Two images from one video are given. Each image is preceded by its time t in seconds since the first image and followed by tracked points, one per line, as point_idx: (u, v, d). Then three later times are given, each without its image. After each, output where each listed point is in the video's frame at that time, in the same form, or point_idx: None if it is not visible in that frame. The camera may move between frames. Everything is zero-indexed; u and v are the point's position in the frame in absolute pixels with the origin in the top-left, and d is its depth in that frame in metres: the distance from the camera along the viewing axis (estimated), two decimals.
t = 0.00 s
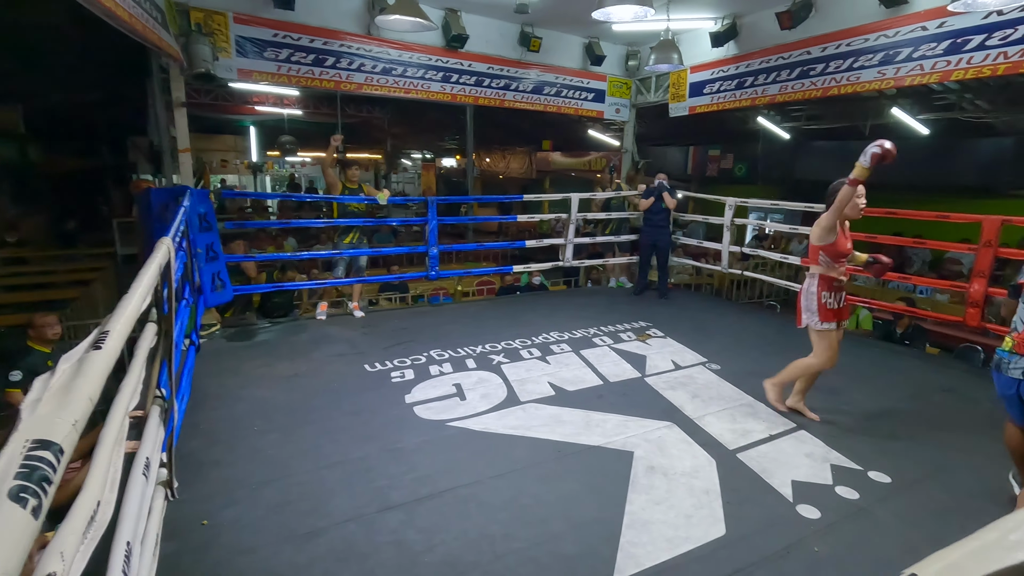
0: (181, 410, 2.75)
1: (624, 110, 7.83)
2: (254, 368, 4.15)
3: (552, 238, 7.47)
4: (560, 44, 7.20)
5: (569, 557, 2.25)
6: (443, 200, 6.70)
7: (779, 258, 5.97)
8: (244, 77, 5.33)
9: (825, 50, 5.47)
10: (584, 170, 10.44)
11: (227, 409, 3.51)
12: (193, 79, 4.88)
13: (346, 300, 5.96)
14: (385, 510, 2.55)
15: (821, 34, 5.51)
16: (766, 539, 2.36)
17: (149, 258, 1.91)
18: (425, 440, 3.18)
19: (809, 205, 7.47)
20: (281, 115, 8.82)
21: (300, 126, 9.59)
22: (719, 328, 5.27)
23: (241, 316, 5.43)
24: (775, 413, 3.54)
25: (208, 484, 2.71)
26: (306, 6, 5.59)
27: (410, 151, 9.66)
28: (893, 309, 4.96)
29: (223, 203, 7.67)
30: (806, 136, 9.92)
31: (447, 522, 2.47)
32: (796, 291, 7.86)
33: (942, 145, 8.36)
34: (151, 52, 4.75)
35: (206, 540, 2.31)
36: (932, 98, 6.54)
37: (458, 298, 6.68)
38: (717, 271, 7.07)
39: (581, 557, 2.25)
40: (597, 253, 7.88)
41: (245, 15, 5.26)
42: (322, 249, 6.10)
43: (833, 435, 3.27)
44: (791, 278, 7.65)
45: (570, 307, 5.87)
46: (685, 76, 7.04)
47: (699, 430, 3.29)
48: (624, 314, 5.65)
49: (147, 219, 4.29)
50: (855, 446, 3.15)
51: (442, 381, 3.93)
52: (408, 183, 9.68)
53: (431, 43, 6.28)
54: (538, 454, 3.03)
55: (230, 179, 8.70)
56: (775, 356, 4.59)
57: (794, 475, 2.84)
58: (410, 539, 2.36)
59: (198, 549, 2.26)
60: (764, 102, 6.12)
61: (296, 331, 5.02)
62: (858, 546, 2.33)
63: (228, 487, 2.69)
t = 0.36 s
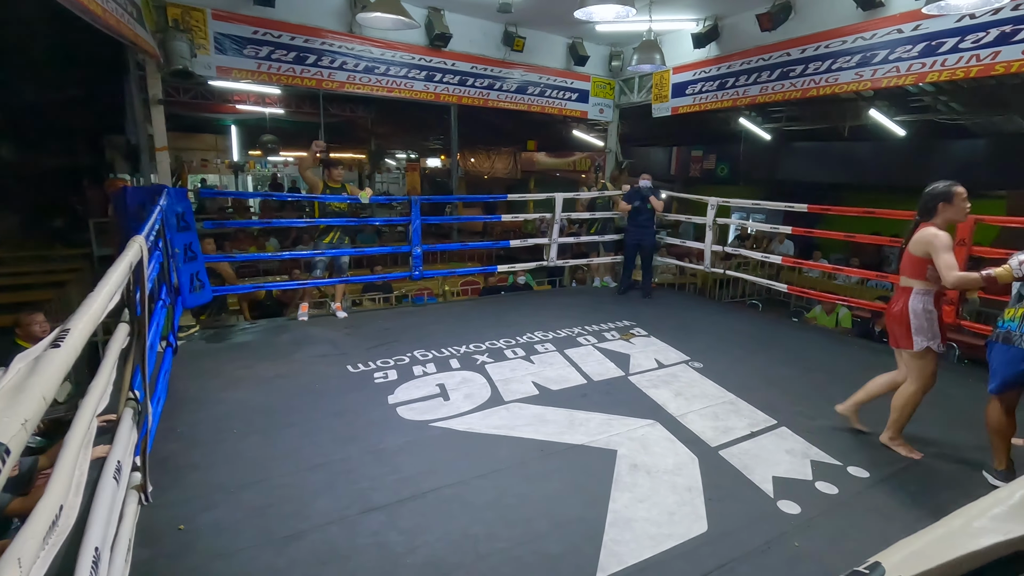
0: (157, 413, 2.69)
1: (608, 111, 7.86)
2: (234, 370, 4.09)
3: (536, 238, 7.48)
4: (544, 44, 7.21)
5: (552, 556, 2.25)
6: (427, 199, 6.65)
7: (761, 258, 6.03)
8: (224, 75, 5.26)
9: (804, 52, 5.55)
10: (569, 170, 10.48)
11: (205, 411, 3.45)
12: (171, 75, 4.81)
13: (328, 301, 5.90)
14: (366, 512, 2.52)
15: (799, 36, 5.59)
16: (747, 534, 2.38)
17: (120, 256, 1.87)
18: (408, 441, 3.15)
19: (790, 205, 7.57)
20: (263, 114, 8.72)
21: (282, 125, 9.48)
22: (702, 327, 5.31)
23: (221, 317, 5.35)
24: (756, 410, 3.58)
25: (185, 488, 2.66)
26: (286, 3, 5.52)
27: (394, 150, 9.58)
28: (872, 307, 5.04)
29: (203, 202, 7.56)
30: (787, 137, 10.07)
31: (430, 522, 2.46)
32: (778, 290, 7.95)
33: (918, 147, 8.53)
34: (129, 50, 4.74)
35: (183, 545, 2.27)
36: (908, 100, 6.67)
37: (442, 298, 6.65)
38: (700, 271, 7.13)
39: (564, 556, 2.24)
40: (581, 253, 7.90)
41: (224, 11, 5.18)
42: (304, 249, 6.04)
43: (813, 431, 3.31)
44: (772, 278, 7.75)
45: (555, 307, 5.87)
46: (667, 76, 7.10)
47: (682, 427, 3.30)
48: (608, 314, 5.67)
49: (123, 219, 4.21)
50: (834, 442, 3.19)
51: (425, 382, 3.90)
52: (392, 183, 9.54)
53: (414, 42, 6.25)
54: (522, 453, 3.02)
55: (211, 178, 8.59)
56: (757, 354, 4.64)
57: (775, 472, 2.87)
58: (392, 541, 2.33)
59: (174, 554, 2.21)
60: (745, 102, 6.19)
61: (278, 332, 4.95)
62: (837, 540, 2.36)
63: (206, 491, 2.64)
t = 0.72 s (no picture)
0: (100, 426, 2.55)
1: (566, 113, 7.95)
2: (185, 379, 3.91)
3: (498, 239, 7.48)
4: (502, 46, 7.23)
5: (518, 557, 2.24)
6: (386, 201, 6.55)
7: (716, 256, 6.21)
8: (169, 72, 5.04)
9: (753, 57, 5.75)
10: (529, 171, 10.53)
11: (153, 422, 3.28)
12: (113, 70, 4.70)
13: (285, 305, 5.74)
14: (328, 521, 2.45)
15: (748, 42, 5.79)
16: (708, 526, 2.44)
17: (56, 260, 1.76)
18: (369, 447, 3.09)
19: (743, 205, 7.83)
20: (213, 113, 8.40)
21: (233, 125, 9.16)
22: (661, 325, 5.43)
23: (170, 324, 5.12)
24: (714, 404, 3.67)
25: (133, 504, 2.52)
26: None
27: (352, 151, 9.39)
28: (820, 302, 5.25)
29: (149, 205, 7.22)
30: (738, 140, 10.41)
31: (394, 528, 2.41)
32: (733, 288, 8.22)
33: (860, 150, 8.96)
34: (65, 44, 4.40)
35: (130, 564, 2.15)
36: (849, 105, 7.01)
37: (403, 301, 6.55)
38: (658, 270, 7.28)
39: (530, 555, 2.24)
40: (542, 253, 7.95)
41: (168, 6, 4.97)
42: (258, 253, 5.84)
43: (768, 423, 3.43)
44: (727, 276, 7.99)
45: (517, 308, 5.88)
46: (624, 79, 7.23)
47: (643, 424, 3.36)
48: (570, 314, 5.72)
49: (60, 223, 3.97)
50: (788, 433, 3.31)
51: (387, 386, 3.83)
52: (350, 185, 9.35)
53: (371, 41, 6.15)
54: (486, 455, 3.00)
55: (158, 180, 8.21)
56: (714, 349, 4.77)
57: (733, 463, 2.95)
58: (354, 549, 2.28)
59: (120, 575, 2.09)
60: (699, 105, 6.37)
61: (232, 339, 4.77)
62: (792, 526, 2.45)
63: (156, 506, 2.52)
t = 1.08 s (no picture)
0: (29, 447, 2.38)
1: (519, 114, 7.99)
2: (123, 393, 3.70)
3: (453, 241, 7.44)
4: (453, 47, 7.20)
5: (480, 558, 2.23)
6: (337, 204, 6.40)
7: (666, 255, 6.39)
8: (99, 69, 4.76)
9: (697, 61, 5.96)
10: (483, 173, 10.54)
11: (90, 440, 3.09)
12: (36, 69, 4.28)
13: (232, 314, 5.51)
14: (282, 534, 2.37)
15: (692, 46, 6.00)
16: (664, 517, 2.50)
17: None
18: (325, 456, 3.00)
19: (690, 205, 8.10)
20: (148, 113, 7.98)
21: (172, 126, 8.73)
22: (616, 323, 5.54)
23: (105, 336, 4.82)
24: (668, 398, 3.78)
25: (67, 528, 2.36)
26: None
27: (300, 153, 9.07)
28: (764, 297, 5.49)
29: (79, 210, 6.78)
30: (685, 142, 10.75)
31: (352, 538, 2.36)
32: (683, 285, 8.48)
33: (798, 151, 9.43)
34: None
35: None
36: (786, 108, 7.37)
37: (357, 306, 6.42)
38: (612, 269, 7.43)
39: (492, 557, 2.24)
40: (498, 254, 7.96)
41: None
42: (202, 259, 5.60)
43: (719, 415, 3.55)
44: (677, 273, 8.23)
45: (474, 310, 5.87)
46: (574, 82, 7.34)
47: (601, 420, 3.42)
48: (527, 314, 5.75)
49: None
50: (737, 424, 3.44)
51: (342, 393, 3.75)
52: (299, 187, 8.96)
53: (318, 41, 6.01)
54: (446, 458, 2.98)
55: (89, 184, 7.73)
56: (667, 345, 4.90)
57: (686, 455, 3.04)
58: (312, 561, 2.21)
59: None
60: (646, 108, 6.54)
61: (175, 350, 4.54)
62: (744, 513, 2.54)
63: (93, 529, 2.37)
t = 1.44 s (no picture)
0: None
1: (477, 115, 7.96)
2: (59, 408, 3.49)
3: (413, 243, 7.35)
4: (409, 46, 7.12)
5: (436, 563, 2.20)
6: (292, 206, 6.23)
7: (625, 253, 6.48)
8: (29, 65, 4.49)
9: (650, 63, 6.07)
10: (444, 174, 10.46)
11: (20, 459, 2.91)
12: None
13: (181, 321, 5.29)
14: (230, 548, 2.29)
15: (646, 48, 6.10)
16: (621, 513, 2.52)
17: None
18: (276, 466, 2.91)
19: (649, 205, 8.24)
20: (88, 112, 7.59)
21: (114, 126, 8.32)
22: (577, 322, 5.56)
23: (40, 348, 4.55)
24: (626, 395, 3.82)
25: None
26: None
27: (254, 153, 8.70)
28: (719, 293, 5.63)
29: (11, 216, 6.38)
30: (643, 142, 10.93)
31: (304, 549, 2.29)
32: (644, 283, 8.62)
33: (750, 151, 9.71)
34: None
35: None
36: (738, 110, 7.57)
37: (314, 310, 6.27)
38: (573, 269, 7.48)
39: (448, 561, 2.21)
40: (460, 256, 7.90)
41: None
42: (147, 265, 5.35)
43: (675, 410, 3.61)
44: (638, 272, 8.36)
45: (434, 312, 5.80)
46: (532, 82, 7.36)
47: (559, 419, 3.43)
48: (487, 315, 5.73)
49: None
50: (693, 418, 3.51)
51: (296, 400, 3.64)
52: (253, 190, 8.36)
53: (268, 38, 5.85)
54: (402, 463, 2.93)
55: (24, 187, 7.29)
56: (626, 343, 4.97)
57: (643, 451, 3.08)
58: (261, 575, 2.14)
59: None
60: (603, 109, 6.61)
61: (118, 360, 4.33)
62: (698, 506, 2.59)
63: (22, 554, 2.22)
